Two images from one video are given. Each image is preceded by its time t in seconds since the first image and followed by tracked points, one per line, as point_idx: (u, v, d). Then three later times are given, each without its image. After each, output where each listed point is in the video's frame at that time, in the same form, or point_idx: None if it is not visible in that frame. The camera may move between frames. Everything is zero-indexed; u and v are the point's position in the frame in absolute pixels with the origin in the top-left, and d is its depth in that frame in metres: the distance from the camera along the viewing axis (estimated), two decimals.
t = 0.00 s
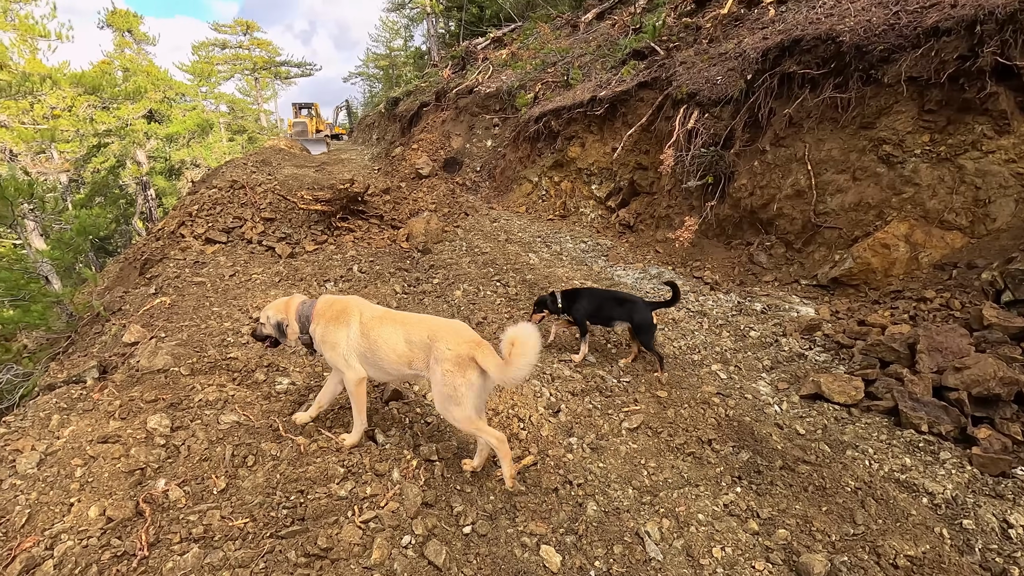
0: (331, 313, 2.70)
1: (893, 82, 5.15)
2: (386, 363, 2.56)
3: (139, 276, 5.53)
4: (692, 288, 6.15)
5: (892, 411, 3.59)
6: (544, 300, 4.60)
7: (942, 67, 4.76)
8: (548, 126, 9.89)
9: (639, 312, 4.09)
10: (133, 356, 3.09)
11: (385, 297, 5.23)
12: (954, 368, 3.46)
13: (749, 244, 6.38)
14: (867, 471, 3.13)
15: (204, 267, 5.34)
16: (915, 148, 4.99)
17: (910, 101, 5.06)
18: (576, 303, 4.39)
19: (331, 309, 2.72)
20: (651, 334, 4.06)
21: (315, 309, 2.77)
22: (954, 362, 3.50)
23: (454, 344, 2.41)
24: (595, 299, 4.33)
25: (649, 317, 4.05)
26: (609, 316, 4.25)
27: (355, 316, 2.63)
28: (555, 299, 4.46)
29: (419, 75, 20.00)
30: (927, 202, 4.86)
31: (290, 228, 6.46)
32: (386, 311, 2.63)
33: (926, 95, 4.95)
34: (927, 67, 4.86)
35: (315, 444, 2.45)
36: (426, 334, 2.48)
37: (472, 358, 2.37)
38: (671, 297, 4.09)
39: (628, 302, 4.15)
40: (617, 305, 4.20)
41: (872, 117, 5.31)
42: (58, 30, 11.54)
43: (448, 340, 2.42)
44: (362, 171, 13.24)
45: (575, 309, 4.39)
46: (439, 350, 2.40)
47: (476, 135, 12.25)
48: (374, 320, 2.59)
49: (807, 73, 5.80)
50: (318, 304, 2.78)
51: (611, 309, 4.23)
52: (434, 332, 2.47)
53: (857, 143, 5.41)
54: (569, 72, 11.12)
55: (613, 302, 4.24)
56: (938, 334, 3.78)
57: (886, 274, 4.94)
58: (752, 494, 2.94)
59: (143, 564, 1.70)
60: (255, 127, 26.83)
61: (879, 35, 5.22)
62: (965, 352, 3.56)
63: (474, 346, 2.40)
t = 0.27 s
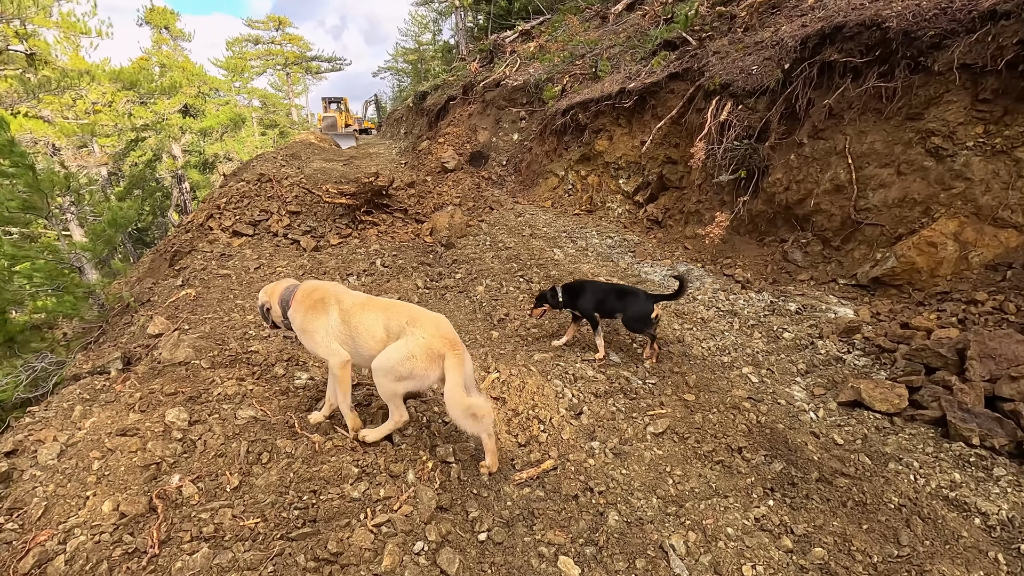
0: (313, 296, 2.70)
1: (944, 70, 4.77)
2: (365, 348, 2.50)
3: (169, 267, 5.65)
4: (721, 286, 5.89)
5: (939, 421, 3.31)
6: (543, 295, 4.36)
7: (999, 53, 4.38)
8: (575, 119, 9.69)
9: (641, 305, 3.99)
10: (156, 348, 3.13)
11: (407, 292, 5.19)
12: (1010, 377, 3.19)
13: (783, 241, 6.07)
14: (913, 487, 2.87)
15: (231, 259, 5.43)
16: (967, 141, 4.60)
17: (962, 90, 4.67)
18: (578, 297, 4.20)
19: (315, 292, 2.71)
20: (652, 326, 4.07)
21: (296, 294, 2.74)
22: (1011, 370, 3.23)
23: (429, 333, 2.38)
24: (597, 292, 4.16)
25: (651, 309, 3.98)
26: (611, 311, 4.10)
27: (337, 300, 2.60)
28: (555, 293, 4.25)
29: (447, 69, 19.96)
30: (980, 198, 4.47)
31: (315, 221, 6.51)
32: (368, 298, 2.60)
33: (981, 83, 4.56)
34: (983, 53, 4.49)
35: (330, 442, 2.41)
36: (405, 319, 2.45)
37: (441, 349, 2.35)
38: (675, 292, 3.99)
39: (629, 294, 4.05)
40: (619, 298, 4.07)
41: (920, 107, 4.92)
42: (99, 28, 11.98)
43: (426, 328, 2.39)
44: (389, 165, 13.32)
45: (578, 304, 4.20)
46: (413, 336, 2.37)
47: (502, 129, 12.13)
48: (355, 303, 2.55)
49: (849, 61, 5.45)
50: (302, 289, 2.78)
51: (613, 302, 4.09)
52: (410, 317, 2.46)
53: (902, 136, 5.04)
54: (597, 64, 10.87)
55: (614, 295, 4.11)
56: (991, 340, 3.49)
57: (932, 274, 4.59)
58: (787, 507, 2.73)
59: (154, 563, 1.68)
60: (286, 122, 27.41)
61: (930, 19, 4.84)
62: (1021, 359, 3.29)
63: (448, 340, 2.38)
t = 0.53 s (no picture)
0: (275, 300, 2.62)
1: (997, 56, 4.39)
2: (320, 345, 2.43)
3: (190, 261, 5.73)
4: (748, 286, 5.62)
5: (987, 438, 3.02)
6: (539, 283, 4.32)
7: None
8: (599, 112, 9.45)
9: (637, 307, 3.77)
10: (166, 343, 3.13)
11: (422, 289, 5.12)
12: None
13: (815, 240, 5.74)
14: (959, 512, 2.60)
15: (248, 254, 5.45)
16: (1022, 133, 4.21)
17: (1018, 77, 4.29)
18: (575, 292, 4.08)
19: (275, 295, 2.62)
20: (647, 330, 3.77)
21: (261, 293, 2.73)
22: None
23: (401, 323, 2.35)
24: (595, 290, 4.01)
25: (648, 312, 3.74)
26: (608, 311, 3.93)
27: (299, 300, 2.53)
28: (553, 285, 4.18)
29: (472, 64, 19.84)
30: None
31: (334, 216, 6.49)
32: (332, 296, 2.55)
33: None
34: None
35: (332, 446, 2.34)
36: (368, 314, 2.40)
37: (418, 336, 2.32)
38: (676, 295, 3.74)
39: (628, 295, 3.84)
40: (616, 298, 3.88)
41: (969, 97, 4.55)
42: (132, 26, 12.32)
43: (394, 319, 2.37)
44: (412, 160, 13.32)
45: (574, 299, 4.08)
46: (384, 328, 2.33)
47: (526, 123, 11.95)
48: (315, 302, 2.49)
49: (890, 49, 5.07)
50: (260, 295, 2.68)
51: (611, 302, 3.91)
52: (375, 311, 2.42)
53: (948, 127, 4.67)
54: (623, 56, 10.59)
55: (612, 295, 3.93)
56: None
57: (979, 276, 4.22)
58: (817, 530, 2.52)
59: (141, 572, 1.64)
60: (313, 118, 27.84)
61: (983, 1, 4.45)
62: None
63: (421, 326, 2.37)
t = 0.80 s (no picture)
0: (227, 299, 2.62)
1: None
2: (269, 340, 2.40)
3: (197, 261, 5.74)
4: (761, 291, 5.45)
5: (1016, 458, 2.85)
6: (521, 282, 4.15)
7: None
8: (610, 111, 9.29)
9: (619, 308, 3.63)
10: (164, 347, 3.10)
11: (426, 291, 5.04)
12: None
13: (832, 244, 5.55)
14: (986, 540, 2.44)
15: (253, 255, 5.42)
16: None
17: None
18: (553, 295, 3.92)
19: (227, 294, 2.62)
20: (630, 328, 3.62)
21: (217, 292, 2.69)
22: None
23: (342, 309, 2.33)
24: (574, 292, 3.85)
25: (631, 313, 3.61)
26: (589, 313, 3.79)
27: (248, 296, 2.53)
28: (533, 287, 4.03)
29: (484, 62, 19.74)
30: None
31: (340, 217, 6.45)
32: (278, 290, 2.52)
33: None
34: None
35: (325, 459, 2.27)
36: (311, 303, 2.36)
37: (363, 320, 2.31)
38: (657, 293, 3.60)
39: (608, 297, 3.69)
40: (596, 300, 3.74)
41: (997, 96, 4.36)
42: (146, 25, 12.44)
43: (335, 306, 2.34)
44: (423, 158, 13.28)
45: (554, 303, 3.92)
46: (326, 317, 2.30)
47: (537, 122, 11.83)
48: (263, 297, 2.46)
49: (913, 45, 4.87)
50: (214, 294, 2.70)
51: (591, 305, 3.76)
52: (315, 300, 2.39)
53: (973, 128, 4.47)
54: (635, 54, 10.41)
55: (592, 297, 3.78)
56: None
57: (1004, 283, 3.98)
58: (833, 558, 2.40)
59: None
60: (327, 116, 28.01)
61: None
62: None
63: (366, 309, 2.34)
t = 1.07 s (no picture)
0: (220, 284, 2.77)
1: None
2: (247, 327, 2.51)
3: (215, 258, 5.81)
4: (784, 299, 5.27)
5: None
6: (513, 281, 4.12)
7: None
8: (630, 112, 9.15)
9: (603, 314, 3.55)
10: (176, 346, 3.12)
11: (441, 293, 5.00)
12: None
13: (859, 251, 5.34)
14: None
15: (269, 254, 5.46)
16: None
17: None
18: (541, 297, 3.86)
19: (216, 278, 2.76)
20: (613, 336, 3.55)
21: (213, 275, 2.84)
22: None
23: (305, 302, 2.34)
24: (560, 295, 3.78)
25: (615, 319, 3.52)
26: (574, 318, 3.73)
27: (234, 283, 2.65)
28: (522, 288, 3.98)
29: (505, 62, 19.70)
30: None
31: (356, 216, 6.45)
32: (261, 279, 2.62)
33: None
34: None
35: (329, 466, 2.23)
36: (282, 295, 2.41)
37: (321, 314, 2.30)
38: (643, 297, 3.52)
39: (593, 302, 3.61)
40: (581, 305, 3.66)
41: None
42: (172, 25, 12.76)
43: (300, 299, 2.35)
44: (442, 158, 13.30)
45: (541, 305, 3.86)
46: (289, 310, 2.33)
47: (556, 123, 11.72)
48: (246, 286, 2.56)
49: (949, 46, 4.63)
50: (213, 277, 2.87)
51: (576, 309, 3.69)
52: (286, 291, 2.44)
53: (1014, 132, 4.23)
54: (658, 54, 10.24)
55: (578, 301, 3.70)
56: None
57: None
58: None
59: None
60: (348, 115, 28.36)
61: None
62: None
63: (327, 304, 2.33)
